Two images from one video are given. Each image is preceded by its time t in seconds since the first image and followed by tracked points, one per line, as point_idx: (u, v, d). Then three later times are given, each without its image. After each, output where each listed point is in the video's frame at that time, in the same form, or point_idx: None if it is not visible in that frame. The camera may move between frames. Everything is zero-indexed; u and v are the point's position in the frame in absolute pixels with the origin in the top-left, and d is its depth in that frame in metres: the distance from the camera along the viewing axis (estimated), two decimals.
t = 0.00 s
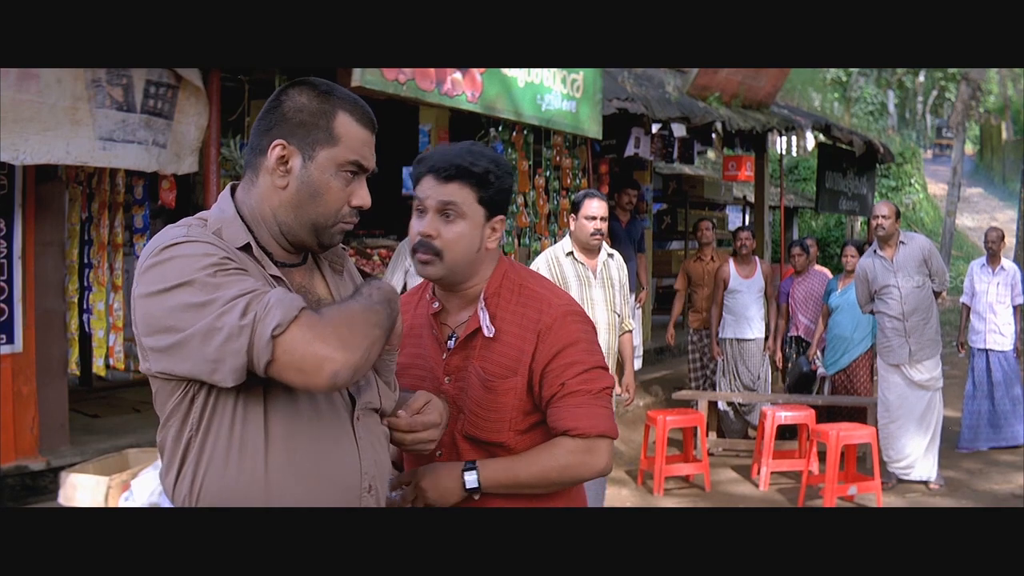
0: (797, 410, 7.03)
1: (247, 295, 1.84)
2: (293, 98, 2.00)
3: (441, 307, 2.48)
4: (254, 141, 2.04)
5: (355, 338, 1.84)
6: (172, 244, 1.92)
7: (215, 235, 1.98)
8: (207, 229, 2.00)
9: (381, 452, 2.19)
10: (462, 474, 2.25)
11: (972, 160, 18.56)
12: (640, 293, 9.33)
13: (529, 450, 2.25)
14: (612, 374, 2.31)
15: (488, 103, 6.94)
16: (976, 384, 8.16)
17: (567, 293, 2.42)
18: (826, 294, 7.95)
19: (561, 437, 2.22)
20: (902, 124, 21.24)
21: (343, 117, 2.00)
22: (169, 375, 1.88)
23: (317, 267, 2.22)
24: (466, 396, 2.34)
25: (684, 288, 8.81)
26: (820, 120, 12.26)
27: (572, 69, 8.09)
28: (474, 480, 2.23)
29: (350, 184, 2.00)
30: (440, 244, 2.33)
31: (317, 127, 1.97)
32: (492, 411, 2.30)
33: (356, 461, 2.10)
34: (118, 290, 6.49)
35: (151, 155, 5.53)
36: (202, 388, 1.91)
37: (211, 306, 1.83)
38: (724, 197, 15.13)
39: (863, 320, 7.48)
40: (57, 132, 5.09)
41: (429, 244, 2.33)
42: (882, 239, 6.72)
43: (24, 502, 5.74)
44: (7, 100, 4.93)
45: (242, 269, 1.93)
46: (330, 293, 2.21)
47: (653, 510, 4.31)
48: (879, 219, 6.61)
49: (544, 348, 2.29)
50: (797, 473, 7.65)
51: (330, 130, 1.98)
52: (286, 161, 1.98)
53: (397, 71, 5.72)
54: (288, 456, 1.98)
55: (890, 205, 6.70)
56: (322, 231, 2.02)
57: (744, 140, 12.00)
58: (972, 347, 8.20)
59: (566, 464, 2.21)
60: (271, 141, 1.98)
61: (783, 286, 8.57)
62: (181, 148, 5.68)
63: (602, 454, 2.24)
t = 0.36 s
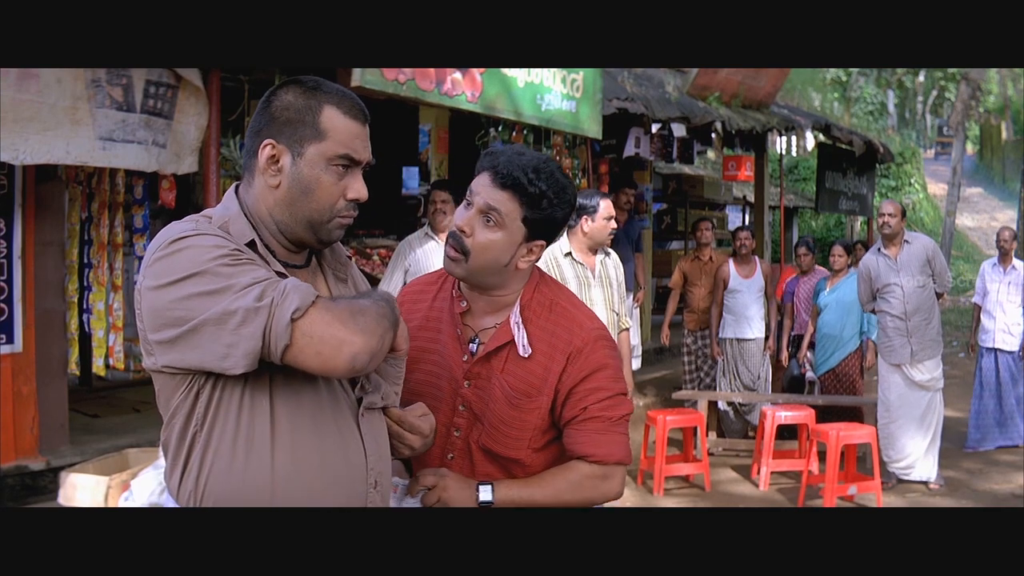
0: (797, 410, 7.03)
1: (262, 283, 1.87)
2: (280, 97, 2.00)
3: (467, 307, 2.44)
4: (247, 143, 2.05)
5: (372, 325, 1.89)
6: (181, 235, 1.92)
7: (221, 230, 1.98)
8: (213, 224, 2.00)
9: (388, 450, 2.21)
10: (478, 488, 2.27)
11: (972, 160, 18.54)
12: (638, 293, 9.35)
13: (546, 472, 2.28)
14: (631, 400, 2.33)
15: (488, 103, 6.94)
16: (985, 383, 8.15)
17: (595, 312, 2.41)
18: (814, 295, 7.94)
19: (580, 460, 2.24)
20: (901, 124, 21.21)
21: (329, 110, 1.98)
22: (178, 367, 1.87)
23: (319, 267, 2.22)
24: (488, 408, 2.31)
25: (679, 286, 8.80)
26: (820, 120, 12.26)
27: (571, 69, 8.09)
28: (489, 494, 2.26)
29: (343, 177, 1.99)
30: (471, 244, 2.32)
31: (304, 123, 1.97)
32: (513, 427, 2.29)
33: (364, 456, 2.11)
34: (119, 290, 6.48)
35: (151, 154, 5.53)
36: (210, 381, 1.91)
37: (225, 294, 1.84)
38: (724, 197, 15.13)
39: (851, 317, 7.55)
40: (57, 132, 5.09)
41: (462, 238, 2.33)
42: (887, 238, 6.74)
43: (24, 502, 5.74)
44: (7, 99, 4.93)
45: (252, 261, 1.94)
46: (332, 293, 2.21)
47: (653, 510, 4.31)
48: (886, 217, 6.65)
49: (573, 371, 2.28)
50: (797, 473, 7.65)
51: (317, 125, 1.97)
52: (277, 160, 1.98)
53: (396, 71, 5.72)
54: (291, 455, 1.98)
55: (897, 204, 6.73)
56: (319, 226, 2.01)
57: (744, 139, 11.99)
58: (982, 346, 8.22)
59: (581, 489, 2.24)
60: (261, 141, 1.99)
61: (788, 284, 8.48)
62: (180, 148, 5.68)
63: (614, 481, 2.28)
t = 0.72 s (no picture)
0: (796, 410, 7.02)
1: (247, 292, 1.84)
2: (273, 96, 2.00)
3: (477, 303, 2.43)
4: (244, 143, 2.05)
5: (355, 336, 1.85)
6: (174, 239, 1.92)
7: (218, 231, 1.97)
8: (211, 224, 1.99)
9: (387, 448, 2.21)
10: (478, 487, 2.29)
11: (972, 160, 18.54)
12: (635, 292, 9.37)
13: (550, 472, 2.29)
14: (640, 400, 2.32)
15: (487, 103, 6.94)
16: (997, 381, 8.16)
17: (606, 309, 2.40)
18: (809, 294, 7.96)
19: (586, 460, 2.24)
20: (901, 124, 21.19)
21: (322, 106, 1.98)
22: (171, 369, 1.88)
23: (321, 266, 2.22)
24: (496, 405, 2.30)
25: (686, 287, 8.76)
26: (820, 120, 12.26)
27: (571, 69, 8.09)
28: (489, 495, 2.28)
29: (341, 172, 1.98)
30: (478, 237, 2.31)
31: (298, 121, 1.96)
32: (520, 426, 2.28)
33: (363, 455, 2.12)
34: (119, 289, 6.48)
35: (151, 154, 5.53)
36: (205, 385, 1.91)
37: (211, 301, 1.83)
38: (724, 197, 15.14)
39: (845, 315, 7.55)
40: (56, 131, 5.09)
41: (467, 233, 2.32)
42: (893, 235, 6.77)
43: (24, 501, 5.74)
44: (7, 99, 4.93)
45: (244, 266, 1.93)
46: (333, 293, 2.21)
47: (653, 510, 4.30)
48: (893, 213, 6.68)
49: (581, 369, 2.27)
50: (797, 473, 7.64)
51: (311, 122, 1.96)
52: (273, 159, 1.98)
53: (396, 70, 5.71)
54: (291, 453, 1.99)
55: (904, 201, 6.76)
56: (319, 222, 2.01)
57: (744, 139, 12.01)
58: (995, 346, 8.23)
59: (587, 489, 2.24)
60: (256, 141, 1.99)
61: (796, 284, 8.55)
62: (180, 147, 5.68)
63: (620, 483, 2.28)
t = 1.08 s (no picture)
0: (795, 410, 7.01)
1: (205, 341, 1.78)
2: (265, 96, 1.99)
3: (491, 298, 2.45)
4: (239, 146, 2.05)
5: (303, 401, 1.73)
6: (155, 256, 1.88)
7: (210, 236, 1.96)
8: (207, 229, 1.97)
9: (387, 448, 2.22)
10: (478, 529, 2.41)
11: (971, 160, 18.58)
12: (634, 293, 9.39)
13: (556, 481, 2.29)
14: (643, 403, 2.29)
15: (487, 103, 6.95)
16: (1000, 381, 8.19)
17: (617, 309, 2.38)
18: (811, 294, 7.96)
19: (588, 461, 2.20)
20: (899, 125, 21.25)
21: (314, 102, 1.97)
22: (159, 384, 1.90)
23: (321, 262, 2.22)
24: (504, 399, 2.30)
25: (687, 288, 8.77)
26: (819, 120, 12.25)
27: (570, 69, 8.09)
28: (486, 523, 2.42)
29: (338, 166, 1.98)
30: (489, 234, 2.32)
31: (292, 119, 1.96)
32: (526, 422, 2.26)
33: (364, 456, 2.13)
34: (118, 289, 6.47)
35: (150, 154, 5.52)
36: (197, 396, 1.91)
37: (172, 346, 1.81)
38: (722, 197, 15.15)
39: (846, 315, 7.52)
40: (55, 131, 5.09)
41: (479, 230, 2.33)
42: (900, 234, 6.78)
43: (23, 501, 5.73)
44: (6, 99, 4.93)
45: (222, 291, 1.87)
46: (332, 291, 2.21)
47: (652, 509, 4.30)
48: (899, 212, 6.69)
49: (586, 366, 2.26)
50: (796, 473, 7.64)
51: (305, 119, 1.96)
52: (270, 158, 1.98)
53: (395, 70, 5.71)
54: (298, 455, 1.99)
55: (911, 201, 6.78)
56: (319, 218, 2.01)
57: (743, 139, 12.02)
58: (1000, 344, 8.26)
59: (587, 491, 2.21)
60: (251, 141, 1.99)
61: (794, 284, 8.61)
62: (179, 147, 5.68)
63: (618, 489, 2.25)
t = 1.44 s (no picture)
0: (793, 410, 7.02)
1: (140, 370, 1.79)
2: (294, 96, 1.99)
3: (504, 296, 2.47)
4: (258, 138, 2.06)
5: (198, 469, 1.78)
6: (145, 259, 1.86)
7: (211, 234, 1.96)
8: (210, 228, 1.98)
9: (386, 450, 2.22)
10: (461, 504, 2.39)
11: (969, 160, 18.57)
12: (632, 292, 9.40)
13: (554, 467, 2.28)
14: (636, 406, 2.25)
15: (485, 103, 6.95)
16: (999, 381, 8.20)
17: (622, 309, 2.34)
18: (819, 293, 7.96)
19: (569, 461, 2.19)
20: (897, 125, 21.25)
21: (334, 119, 1.96)
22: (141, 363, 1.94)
23: (324, 263, 2.22)
24: (505, 390, 2.32)
25: (679, 288, 8.70)
26: (818, 120, 12.25)
27: (569, 69, 8.09)
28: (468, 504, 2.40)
29: (337, 190, 1.97)
30: (506, 238, 2.33)
31: (309, 128, 1.95)
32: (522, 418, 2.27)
33: (363, 463, 2.11)
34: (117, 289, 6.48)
35: (149, 154, 5.52)
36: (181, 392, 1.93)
37: (117, 356, 1.83)
38: (721, 197, 15.16)
39: (854, 317, 7.53)
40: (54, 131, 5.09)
41: (495, 236, 2.34)
42: (907, 234, 6.76)
43: (22, 501, 5.74)
44: (4, 99, 4.92)
45: (186, 317, 1.82)
46: (335, 291, 2.20)
47: (652, 509, 4.30)
48: (906, 212, 6.65)
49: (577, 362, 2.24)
50: (794, 473, 7.65)
51: (320, 133, 1.94)
52: (277, 158, 1.98)
53: (393, 70, 5.71)
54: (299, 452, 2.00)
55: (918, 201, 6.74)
56: (308, 232, 2.01)
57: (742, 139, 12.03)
58: (998, 344, 8.27)
59: (561, 491, 2.20)
60: (266, 137, 1.99)
61: (787, 283, 8.60)
62: (178, 147, 5.68)
63: (591, 493, 2.23)
